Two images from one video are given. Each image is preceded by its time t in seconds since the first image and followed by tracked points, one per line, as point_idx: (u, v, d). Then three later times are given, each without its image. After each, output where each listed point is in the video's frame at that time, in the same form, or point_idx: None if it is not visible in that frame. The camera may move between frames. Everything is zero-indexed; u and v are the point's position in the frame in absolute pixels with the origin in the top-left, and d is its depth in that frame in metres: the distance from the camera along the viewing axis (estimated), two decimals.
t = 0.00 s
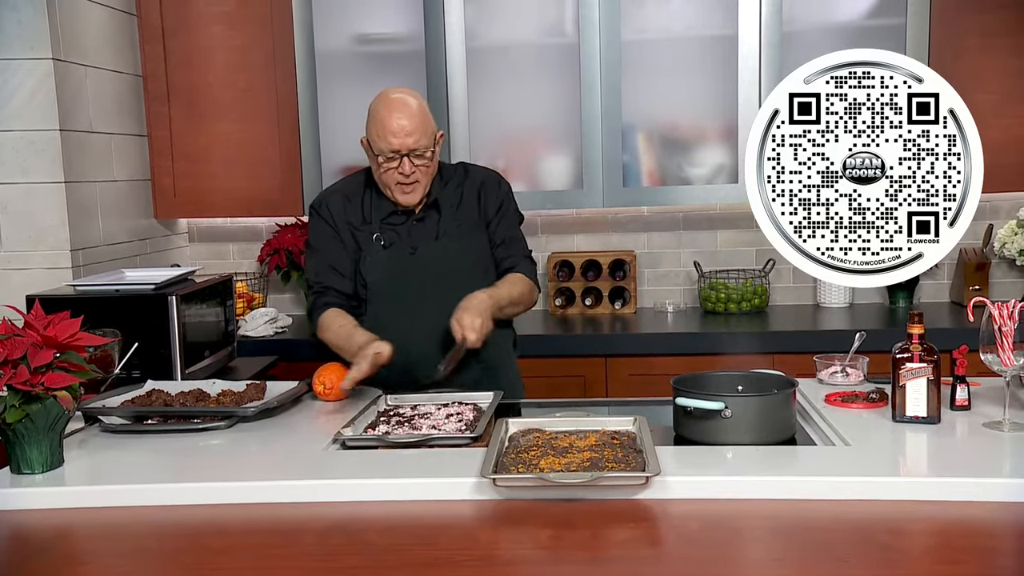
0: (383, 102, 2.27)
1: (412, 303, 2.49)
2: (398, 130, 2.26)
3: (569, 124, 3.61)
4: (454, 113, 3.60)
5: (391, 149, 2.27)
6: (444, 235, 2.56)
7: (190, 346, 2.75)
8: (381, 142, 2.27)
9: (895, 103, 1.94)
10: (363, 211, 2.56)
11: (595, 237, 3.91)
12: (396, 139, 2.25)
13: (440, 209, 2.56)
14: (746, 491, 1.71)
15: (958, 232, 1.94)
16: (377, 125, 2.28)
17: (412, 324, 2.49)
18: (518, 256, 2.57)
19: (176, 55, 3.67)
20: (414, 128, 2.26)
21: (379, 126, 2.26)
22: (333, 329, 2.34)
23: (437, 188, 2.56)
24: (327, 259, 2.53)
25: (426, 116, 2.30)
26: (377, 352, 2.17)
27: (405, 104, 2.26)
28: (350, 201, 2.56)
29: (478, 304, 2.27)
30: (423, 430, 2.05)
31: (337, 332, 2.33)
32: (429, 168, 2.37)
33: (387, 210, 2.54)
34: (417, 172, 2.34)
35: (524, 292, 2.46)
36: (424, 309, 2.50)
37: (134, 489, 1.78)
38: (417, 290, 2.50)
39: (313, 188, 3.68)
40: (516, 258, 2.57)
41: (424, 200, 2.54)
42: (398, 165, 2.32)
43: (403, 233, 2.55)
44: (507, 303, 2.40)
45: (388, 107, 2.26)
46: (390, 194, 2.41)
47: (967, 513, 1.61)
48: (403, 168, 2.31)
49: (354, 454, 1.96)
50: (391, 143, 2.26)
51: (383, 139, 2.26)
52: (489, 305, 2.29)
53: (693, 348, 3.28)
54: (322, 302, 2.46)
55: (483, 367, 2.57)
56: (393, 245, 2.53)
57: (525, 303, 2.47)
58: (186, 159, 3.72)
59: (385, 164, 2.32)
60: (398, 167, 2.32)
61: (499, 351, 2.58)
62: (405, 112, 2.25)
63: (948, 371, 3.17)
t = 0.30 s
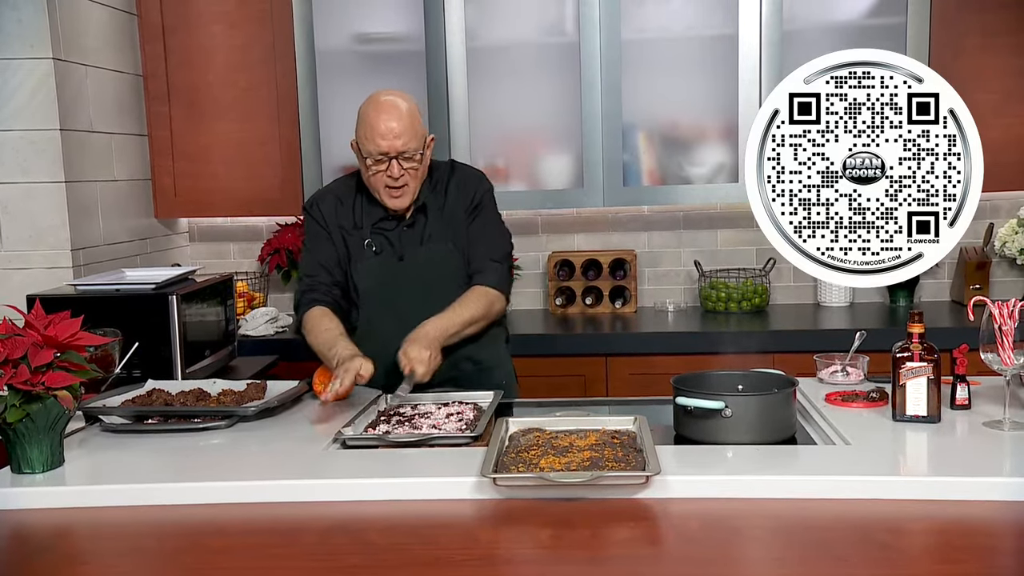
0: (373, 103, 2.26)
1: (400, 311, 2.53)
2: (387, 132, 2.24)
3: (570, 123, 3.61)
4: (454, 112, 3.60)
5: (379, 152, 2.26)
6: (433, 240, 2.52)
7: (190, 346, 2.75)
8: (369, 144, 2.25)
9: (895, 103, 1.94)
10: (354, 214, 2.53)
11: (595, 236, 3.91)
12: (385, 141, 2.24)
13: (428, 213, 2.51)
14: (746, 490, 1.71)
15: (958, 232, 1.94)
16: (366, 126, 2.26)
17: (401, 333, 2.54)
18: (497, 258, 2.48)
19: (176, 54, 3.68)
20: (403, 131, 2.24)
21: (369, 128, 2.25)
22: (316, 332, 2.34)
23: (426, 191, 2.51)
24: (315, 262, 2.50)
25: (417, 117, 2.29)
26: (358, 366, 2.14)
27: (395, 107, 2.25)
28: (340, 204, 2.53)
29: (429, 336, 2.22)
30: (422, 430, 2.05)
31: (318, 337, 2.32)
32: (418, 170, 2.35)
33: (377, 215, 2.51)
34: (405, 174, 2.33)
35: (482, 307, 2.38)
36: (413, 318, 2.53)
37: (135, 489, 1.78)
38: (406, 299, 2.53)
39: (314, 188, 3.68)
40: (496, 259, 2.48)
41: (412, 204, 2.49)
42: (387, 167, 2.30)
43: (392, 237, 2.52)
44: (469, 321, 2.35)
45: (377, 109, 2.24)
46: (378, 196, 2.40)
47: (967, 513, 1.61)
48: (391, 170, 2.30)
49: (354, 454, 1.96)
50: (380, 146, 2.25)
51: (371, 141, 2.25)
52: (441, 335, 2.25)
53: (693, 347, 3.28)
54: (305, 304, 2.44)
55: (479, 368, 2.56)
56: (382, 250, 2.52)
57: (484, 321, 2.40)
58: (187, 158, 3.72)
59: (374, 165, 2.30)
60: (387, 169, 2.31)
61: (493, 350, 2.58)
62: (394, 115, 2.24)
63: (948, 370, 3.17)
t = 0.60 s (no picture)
0: (363, 108, 2.25)
1: (393, 317, 2.51)
2: (377, 136, 2.23)
3: (570, 122, 3.61)
4: (454, 112, 3.60)
5: (370, 156, 2.24)
6: (425, 243, 2.50)
7: (190, 345, 2.76)
8: (360, 148, 2.24)
9: (895, 103, 1.94)
10: (344, 219, 2.49)
11: (595, 235, 3.91)
12: (375, 146, 2.23)
13: (417, 216, 2.49)
14: (746, 489, 1.71)
15: (958, 232, 1.94)
16: (356, 131, 2.25)
17: (395, 338, 2.52)
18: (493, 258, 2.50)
19: (176, 53, 3.68)
20: (394, 134, 2.23)
21: (358, 132, 2.24)
22: (320, 338, 2.28)
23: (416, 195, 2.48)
24: (306, 269, 2.44)
25: (408, 122, 2.28)
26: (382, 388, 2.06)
27: (385, 111, 2.24)
28: (329, 209, 2.49)
29: (418, 351, 2.19)
30: (421, 430, 2.05)
31: (323, 343, 2.27)
32: (410, 176, 2.33)
33: (368, 220, 2.48)
34: (397, 179, 2.30)
35: (474, 311, 2.38)
36: (408, 323, 2.51)
37: (135, 488, 1.78)
38: (399, 304, 2.50)
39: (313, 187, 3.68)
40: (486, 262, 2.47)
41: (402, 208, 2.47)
42: (378, 172, 2.28)
43: (384, 242, 2.49)
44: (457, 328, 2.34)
45: (368, 113, 2.24)
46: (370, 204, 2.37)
47: (967, 512, 1.61)
48: (382, 175, 2.27)
49: (353, 453, 1.96)
50: (370, 150, 2.23)
51: (362, 146, 2.24)
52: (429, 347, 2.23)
53: (693, 346, 3.28)
54: (299, 314, 2.38)
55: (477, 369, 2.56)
56: (374, 256, 2.49)
57: (478, 322, 2.41)
58: (187, 157, 3.72)
59: (364, 171, 2.28)
60: (378, 174, 2.28)
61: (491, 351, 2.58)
62: (385, 119, 2.23)
63: (948, 369, 3.18)
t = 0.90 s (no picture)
0: (353, 114, 2.23)
1: (391, 322, 2.50)
2: (369, 144, 2.21)
3: (569, 121, 3.61)
4: (454, 111, 3.59)
5: (363, 164, 2.23)
6: (421, 246, 2.50)
7: (189, 344, 2.76)
8: (352, 157, 2.23)
9: (895, 103, 1.94)
10: (339, 224, 2.47)
11: (595, 234, 3.91)
12: (368, 154, 2.21)
13: (412, 219, 2.49)
14: (745, 488, 1.71)
15: (958, 232, 1.94)
16: (347, 139, 2.23)
17: (394, 342, 2.52)
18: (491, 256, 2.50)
19: (176, 52, 3.67)
20: (386, 141, 2.21)
21: (349, 140, 2.22)
22: (325, 344, 2.27)
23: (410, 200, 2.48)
24: (303, 276, 2.40)
25: (399, 127, 2.26)
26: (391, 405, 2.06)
27: (376, 117, 2.22)
28: (323, 214, 2.45)
29: (418, 351, 2.22)
30: (421, 429, 2.05)
31: (329, 350, 2.25)
32: (404, 180, 2.32)
33: (363, 225, 2.46)
34: (391, 185, 2.30)
35: (473, 313, 2.39)
36: (406, 326, 2.51)
37: (135, 486, 1.78)
38: (397, 309, 2.49)
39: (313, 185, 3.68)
40: (485, 263, 2.47)
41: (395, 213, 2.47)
42: (372, 179, 2.27)
43: (380, 247, 2.48)
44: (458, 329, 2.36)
45: (358, 120, 2.22)
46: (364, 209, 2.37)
47: (966, 511, 1.61)
48: (376, 183, 2.26)
49: (353, 451, 1.96)
50: (363, 158, 2.22)
51: (354, 154, 2.22)
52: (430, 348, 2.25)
53: (693, 345, 3.28)
54: (299, 324, 2.35)
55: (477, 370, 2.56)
56: (369, 262, 2.48)
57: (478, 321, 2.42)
58: (186, 156, 3.72)
59: (358, 179, 2.27)
60: (372, 182, 2.27)
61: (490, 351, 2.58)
62: (376, 125, 2.21)
63: (948, 369, 3.18)
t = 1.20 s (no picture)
0: (354, 118, 2.22)
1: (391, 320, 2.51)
2: (370, 149, 2.21)
3: (570, 121, 3.61)
4: (455, 110, 3.59)
5: (363, 170, 2.23)
6: (421, 247, 2.49)
7: (191, 344, 2.76)
8: (353, 162, 2.23)
9: (895, 103, 1.94)
10: (340, 225, 2.45)
11: (595, 233, 3.91)
12: (369, 159, 2.21)
13: (412, 219, 2.49)
14: (746, 487, 1.71)
15: (958, 233, 1.94)
16: (348, 142, 2.23)
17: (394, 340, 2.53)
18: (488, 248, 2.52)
19: (177, 51, 3.67)
20: (387, 147, 2.21)
21: (350, 145, 2.22)
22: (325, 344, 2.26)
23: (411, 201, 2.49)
24: (304, 276, 2.39)
25: (400, 131, 2.26)
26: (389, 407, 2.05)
27: (377, 121, 2.21)
28: (323, 215, 2.44)
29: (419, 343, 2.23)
30: (421, 429, 2.05)
31: (329, 350, 2.25)
32: (404, 185, 2.33)
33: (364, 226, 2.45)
34: (391, 190, 2.30)
35: (474, 303, 2.42)
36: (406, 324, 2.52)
37: (136, 486, 1.78)
38: (398, 307, 2.50)
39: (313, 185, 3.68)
40: (482, 254, 2.49)
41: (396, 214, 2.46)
42: (373, 185, 2.27)
43: (381, 248, 2.47)
44: (456, 319, 2.37)
45: (359, 124, 2.21)
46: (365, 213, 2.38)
47: (968, 511, 1.61)
48: (377, 188, 2.27)
49: (354, 451, 1.96)
50: (364, 164, 2.22)
51: (355, 160, 2.22)
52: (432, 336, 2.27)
53: (694, 345, 3.28)
54: (300, 324, 2.33)
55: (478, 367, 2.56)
56: (371, 263, 2.46)
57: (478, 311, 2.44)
58: (187, 156, 3.72)
59: (359, 184, 2.28)
60: (373, 187, 2.28)
61: (490, 348, 2.57)
62: (377, 129, 2.21)
63: (948, 368, 3.18)
